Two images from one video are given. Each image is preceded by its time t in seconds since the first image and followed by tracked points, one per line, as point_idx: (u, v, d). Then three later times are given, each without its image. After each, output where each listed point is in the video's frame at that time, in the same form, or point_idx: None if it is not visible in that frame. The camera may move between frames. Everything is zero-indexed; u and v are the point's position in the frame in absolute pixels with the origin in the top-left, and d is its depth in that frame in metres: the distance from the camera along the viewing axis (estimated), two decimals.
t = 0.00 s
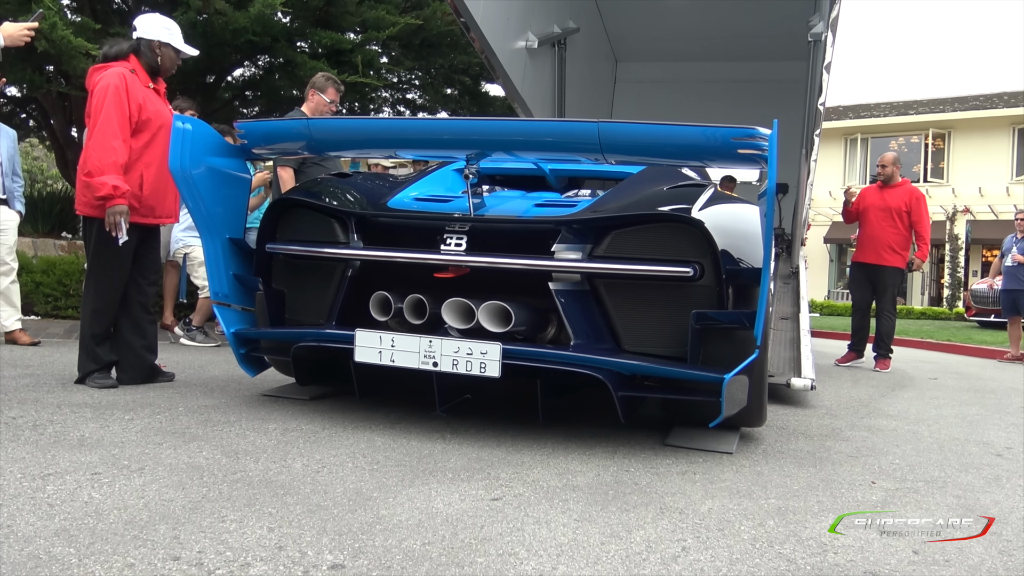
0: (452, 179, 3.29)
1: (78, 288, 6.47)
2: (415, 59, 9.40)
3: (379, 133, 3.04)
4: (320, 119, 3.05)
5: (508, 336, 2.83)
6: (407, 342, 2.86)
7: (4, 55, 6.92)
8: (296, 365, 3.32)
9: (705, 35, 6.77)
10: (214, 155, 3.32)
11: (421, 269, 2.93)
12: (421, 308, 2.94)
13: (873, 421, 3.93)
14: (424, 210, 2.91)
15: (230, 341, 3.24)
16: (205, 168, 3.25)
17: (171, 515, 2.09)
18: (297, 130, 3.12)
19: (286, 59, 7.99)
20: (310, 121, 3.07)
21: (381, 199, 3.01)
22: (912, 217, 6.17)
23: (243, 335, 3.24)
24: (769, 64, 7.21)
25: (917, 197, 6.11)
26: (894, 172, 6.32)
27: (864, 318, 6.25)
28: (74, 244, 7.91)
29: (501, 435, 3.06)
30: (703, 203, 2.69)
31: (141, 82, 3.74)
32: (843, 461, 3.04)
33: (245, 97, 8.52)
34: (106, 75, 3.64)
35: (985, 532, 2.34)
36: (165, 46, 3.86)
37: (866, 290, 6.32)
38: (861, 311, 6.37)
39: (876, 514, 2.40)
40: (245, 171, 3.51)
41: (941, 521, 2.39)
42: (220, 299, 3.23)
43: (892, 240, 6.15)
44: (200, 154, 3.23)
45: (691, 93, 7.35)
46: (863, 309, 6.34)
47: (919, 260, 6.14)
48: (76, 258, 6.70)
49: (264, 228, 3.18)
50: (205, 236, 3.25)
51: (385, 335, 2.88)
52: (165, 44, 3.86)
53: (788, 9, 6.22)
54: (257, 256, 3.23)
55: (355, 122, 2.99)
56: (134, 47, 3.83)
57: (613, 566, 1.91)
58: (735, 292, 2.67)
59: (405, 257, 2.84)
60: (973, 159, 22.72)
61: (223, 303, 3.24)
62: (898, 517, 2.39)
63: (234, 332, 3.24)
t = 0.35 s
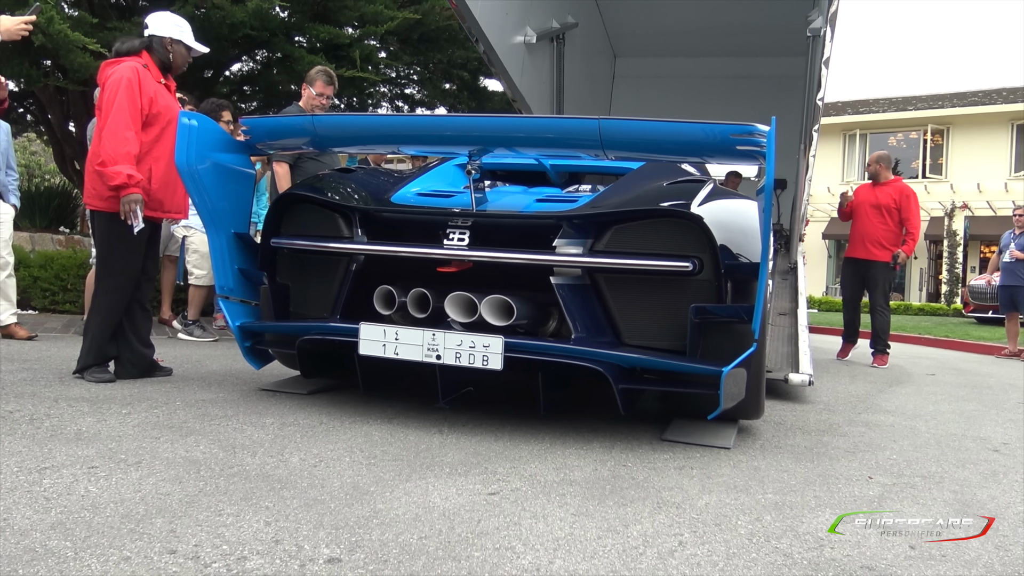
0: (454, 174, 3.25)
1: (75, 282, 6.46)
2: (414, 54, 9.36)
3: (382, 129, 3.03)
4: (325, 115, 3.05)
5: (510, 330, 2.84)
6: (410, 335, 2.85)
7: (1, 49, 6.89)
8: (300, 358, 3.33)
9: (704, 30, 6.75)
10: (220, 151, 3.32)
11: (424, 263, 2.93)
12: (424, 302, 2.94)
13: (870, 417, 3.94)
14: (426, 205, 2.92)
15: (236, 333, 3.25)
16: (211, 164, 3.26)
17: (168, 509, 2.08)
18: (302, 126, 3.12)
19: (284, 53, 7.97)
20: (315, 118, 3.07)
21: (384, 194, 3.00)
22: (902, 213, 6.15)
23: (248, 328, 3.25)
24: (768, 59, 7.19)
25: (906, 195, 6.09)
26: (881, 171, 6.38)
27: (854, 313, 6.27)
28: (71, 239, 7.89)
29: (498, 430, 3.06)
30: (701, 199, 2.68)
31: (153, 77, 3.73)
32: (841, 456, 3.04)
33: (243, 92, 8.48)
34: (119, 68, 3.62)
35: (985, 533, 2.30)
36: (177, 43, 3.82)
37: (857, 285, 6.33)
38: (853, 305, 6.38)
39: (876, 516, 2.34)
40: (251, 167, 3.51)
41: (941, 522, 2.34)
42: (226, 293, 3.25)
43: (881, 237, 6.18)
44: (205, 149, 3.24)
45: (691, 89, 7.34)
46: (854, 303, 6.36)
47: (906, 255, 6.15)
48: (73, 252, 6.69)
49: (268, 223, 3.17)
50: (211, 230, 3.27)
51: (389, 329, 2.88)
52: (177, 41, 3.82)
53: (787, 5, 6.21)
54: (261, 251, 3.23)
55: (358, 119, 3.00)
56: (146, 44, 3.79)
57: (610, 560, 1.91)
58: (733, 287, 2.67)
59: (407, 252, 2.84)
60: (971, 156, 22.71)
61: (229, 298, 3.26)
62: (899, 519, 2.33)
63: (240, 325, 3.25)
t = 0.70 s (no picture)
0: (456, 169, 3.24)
1: (72, 280, 6.45)
2: (411, 50, 9.34)
3: (384, 127, 3.03)
4: (329, 114, 3.06)
5: (511, 325, 2.85)
6: (414, 329, 2.87)
7: None
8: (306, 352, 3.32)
9: (702, 26, 6.74)
10: (224, 149, 3.32)
11: (427, 259, 2.94)
12: (429, 297, 2.93)
13: (868, 412, 3.94)
14: (428, 201, 2.92)
15: (241, 329, 3.24)
16: (217, 162, 3.26)
17: (166, 505, 2.08)
18: (307, 124, 3.13)
19: (281, 50, 7.95)
20: (320, 116, 3.08)
21: (386, 190, 3.00)
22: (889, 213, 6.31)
23: (254, 324, 3.24)
24: (765, 55, 7.19)
25: (892, 196, 6.29)
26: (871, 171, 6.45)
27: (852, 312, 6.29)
28: (69, 236, 7.87)
29: (497, 426, 3.06)
30: (700, 195, 2.69)
31: (155, 73, 3.71)
32: (839, 451, 3.05)
33: (240, 88, 8.47)
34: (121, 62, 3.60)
35: (986, 533, 2.26)
36: (178, 40, 3.83)
37: (853, 286, 6.33)
38: (853, 305, 6.38)
39: (876, 514, 2.31)
40: (256, 164, 3.51)
41: (941, 521, 2.31)
42: (232, 289, 3.24)
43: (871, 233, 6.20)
44: (210, 147, 3.24)
45: (688, 85, 7.34)
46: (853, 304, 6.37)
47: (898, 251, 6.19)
48: (70, 250, 6.67)
49: (273, 218, 3.16)
50: (217, 227, 3.26)
51: (393, 323, 2.89)
52: (178, 38, 3.83)
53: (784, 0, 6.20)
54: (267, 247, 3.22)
55: (363, 117, 3.00)
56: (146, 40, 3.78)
57: (608, 555, 1.91)
58: (732, 282, 2.68)
59: (410, 248, 2.85)
60: (968, 151, 22.73)
61: (234, 293, 3.25)
62: (899, 516, 2.30)
63: (245, 320, 3.24)
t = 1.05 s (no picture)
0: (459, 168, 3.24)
1: (71, 276, 6.45)
2: (411, 47, 9.32)
3: (389, 126, 3.04)
4: (335, 113, 3.06)
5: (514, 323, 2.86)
6: (419, 326, 2.87)
7: None
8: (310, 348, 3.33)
9: (703, 24, 6.73)
10: (231, 146, 3.33)
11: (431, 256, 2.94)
12: (433, 295, 2.94)
13: (867, 411, 3.95)
14: (432, 199, 2.92)
15: (247, 325, 3.25)
16: (222, 159, 3.26)
17: (166, 502, 2.08)
18: (312, 123, 3.13)
19: (281, 46, 7.94)
20: (325, 115, 3.08)
21: (391, 188, 3.00)
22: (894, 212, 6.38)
23: (260, 320, 3.25)
24: (766, 54, 7.18)
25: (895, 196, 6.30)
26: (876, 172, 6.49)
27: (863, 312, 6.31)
28: (68, 232, 7.86)
29: (497, 424, 3.06)
30: (701, 195, 2.69)
31: (152, 64, 3.67)
32: (837, 450, 3.05)
33: (240, 85, 8.48)
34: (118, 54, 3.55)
35: (986, 533, 2.25)
36: (171, 29, 3.81)
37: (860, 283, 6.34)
38: (855, 303, 6.39)
39: (876, 514, 2.31)
40: (260, 162, 3.51)
41: (941, 521, 2.31)
42: (238, 286, 3.24)
43: (882, 235, 6.22)
44: (217, 145, 3.24)
45: (688, 83, 7.34)
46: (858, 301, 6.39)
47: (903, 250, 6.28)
48: (69, 246, 6.66)
49: (278, 215, 3.16)
50: (223, 223, 3.26)
51: (398, 320, 2.90)
52: (171, 27, 3.81)
53: None
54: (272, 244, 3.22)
55: (368, 116, 3.00)
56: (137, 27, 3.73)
57: (607, 554, 1.91)
58: (732, 280, 2.68)
59: (413, 245, 2.85)
60: (968, 151, 22.72)
61: (240, 289, 3.25)
62: (899, 516, 2.30)
63: (251, 316, 3.24)
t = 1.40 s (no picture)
0: (459, 167, 3.25)
1: (71, 272, 6.46)
2: (411, 45, 9.32)
3: (390, 124, 3.03)
4: (336, 111, 3.06)
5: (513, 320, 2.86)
6: (418, 324, 2.88)
7: None
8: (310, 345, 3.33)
9: (703, 23, 6.72)
10: (232, 143, 3.33)
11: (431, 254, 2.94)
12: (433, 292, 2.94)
13: (865, 411, 3.95)
14: (432, 198, 2.92)
15: (247, 321, 3.26)
16: (222, 156, 3.26)
17: (165, 498, 2.08)
18: (313, 121, 3.13)
19: (281, 43, 7.93)
20: (326, 112, 3.08)
21: (391, 186, 3.00)
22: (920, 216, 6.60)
23: (259, 316, 3.25)
24: (766, 53, 7.17)
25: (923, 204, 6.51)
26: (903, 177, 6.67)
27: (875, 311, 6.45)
28: (67, 228, 7.87)
29: (496, 421, 3.07)
30: (701, 193, 2.69)
31: (144, 55, 3.66)
32: (836, 449, 3.05)
33: (240, 82, 8.47)
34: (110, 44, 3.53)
35: (986, 533, 2.26)
36: (162, 18, 3.76)
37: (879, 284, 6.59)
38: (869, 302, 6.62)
39: (876, 515, 2.31)
40: (261, 159, 3.51)
41: (941, 522, 2.31)
42: (237, 282, 3.25)
43: (910, 240, 6.48)
44: (217, 142, 3.24)
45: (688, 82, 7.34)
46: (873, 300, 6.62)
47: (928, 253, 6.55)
48: (69, 242, 6.66)
49: (279, 212, 3.17)
50: (223, 220, 3.26)
51: (398, 317, 2.90)
52: (162, 16, 3.76)
53: None
54: (272, 241, 3.23)
55: (369, 113, 3.00)
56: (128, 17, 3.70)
57: (605, 552, 1.91)
58: (732, 280, 2.68)
59: (413, 243, 2.85)
60: (968, 151, 22.72)
61: (240, 286, 3.26)
62: (898, 517, 2.30)
63: (251, 313, 3.25)
